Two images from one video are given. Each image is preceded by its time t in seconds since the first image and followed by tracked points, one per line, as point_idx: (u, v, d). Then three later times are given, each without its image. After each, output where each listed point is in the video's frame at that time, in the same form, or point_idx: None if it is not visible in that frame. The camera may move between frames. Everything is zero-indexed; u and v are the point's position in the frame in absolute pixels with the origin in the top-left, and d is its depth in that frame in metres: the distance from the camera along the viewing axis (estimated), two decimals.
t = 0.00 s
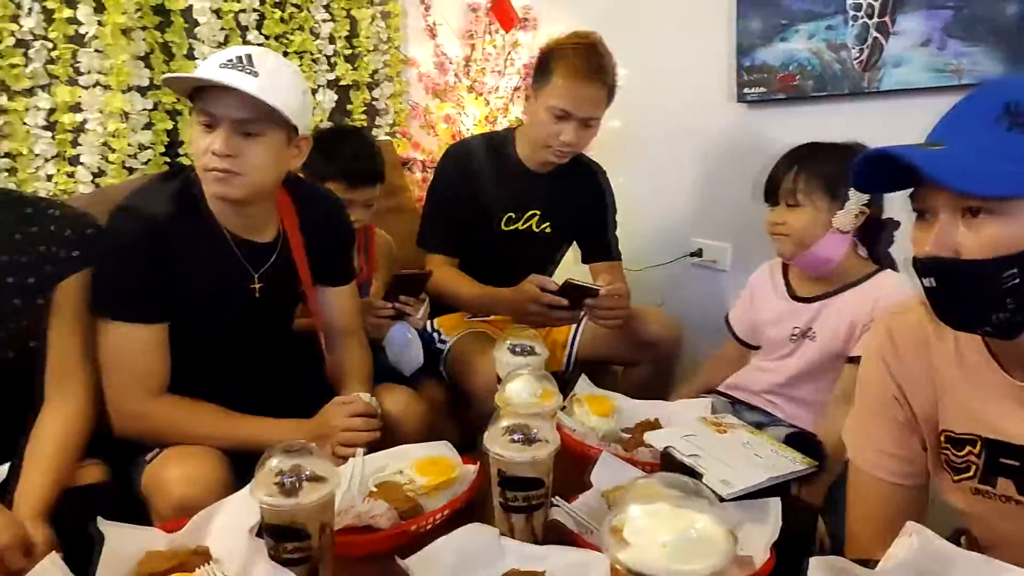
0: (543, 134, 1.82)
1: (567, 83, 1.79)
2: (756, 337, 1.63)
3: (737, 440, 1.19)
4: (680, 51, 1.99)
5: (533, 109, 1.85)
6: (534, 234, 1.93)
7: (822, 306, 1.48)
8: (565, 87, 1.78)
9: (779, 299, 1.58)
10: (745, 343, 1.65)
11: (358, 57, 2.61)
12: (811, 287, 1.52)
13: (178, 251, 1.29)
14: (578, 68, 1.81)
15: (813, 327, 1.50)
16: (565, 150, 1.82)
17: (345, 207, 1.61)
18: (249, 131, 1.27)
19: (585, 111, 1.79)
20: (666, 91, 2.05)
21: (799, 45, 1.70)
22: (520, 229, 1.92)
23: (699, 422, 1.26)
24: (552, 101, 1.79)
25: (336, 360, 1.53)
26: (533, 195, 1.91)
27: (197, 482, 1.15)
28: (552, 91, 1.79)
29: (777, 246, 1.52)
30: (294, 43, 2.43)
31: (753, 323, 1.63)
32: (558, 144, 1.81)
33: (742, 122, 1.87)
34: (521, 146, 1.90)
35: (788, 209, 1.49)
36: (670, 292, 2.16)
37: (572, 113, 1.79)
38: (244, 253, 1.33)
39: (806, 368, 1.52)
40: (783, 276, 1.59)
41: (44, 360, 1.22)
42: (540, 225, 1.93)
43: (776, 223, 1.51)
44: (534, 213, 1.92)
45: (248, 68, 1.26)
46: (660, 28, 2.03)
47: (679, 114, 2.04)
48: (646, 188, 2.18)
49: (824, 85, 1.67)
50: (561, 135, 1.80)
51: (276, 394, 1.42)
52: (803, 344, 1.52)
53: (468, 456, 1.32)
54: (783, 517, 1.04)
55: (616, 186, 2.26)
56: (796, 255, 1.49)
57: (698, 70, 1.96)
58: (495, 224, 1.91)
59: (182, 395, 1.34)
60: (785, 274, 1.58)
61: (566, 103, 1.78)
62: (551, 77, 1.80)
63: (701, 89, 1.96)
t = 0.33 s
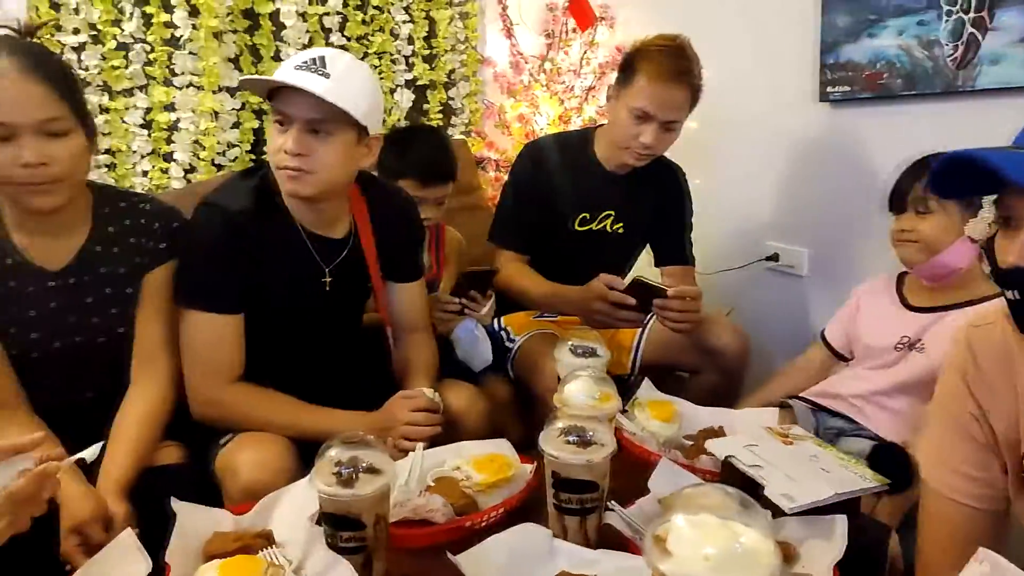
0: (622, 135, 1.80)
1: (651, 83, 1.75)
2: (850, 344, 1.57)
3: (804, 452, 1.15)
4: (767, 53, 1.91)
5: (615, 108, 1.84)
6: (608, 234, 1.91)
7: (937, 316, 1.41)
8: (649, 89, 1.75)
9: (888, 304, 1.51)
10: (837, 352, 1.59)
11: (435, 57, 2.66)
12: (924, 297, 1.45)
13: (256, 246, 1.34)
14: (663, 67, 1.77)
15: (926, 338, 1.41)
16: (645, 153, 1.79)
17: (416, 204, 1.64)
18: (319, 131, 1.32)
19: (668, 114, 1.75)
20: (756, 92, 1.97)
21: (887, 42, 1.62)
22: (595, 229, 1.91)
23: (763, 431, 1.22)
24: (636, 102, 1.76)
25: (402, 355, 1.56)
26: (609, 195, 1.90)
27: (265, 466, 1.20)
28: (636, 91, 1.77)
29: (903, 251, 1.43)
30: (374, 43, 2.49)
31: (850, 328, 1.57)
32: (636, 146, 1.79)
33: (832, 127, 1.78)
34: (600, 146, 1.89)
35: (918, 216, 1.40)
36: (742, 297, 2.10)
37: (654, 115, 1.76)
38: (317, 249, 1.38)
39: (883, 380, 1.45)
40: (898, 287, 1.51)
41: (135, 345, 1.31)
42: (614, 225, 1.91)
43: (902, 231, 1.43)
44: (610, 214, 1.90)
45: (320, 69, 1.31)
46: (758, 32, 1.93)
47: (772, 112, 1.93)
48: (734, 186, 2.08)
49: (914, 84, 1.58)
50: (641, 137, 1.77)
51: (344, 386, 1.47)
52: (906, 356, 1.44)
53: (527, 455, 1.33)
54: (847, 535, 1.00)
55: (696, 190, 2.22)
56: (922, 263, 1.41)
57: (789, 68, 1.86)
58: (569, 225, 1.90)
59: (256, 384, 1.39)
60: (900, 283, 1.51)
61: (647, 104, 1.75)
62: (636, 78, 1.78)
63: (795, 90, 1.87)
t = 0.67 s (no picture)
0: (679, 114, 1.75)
1: (710, 64, 1.71)
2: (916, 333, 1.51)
3: (857, 451, 1.12)
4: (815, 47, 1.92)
5: (674, 93, 1.80)
6: (670, 222, 1.88)
7: (1011, 309, 1.35)
8: (710, 66, 1.70)
9: (962, 296, 1.44)
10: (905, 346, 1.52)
11: (499, 43, 2.64)
12: (1006, 292, 1.37)
13: (316, 229, 1.39)
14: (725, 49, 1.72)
15: (997, 330, 1.35)
16: (702, 133, 1.74)
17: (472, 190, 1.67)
18: (376, 118, 1.35)
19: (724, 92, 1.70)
20: (803, 87, 1.98)
21: (969, 24, 1.54)
22: (656, 216, 1.88)
23: (815, 426, 1.20)
24: (696, 81, 1.72)
25: (455, 339, 1.59)
26: (672, 181, 1.86)
27: (321, 441, 1.25)
28: (696, 71, 1.73)
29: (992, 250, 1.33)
30: (439, 30, 2.49)
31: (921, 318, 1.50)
32: (693, 127, 1.75)
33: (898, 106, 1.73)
34: (662, 132, 1.85)
35: (1016, 210, 1.29)
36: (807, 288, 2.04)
37: (710, 94, 1.71)
38: (375, 232, 1.42)
39: (946, 379, 1.40)
40: (972, 278, 1.45)
41: (204, 320, 1.38)
42: (677, 212, 1.88)
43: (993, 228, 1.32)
44: (671, 200, 1.87)
45: (377, 58, 1.35)
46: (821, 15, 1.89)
47: (844, 101, 1.87)
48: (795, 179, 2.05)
49: (997, 69, 1.50)
50: (697, 117, 1.73)
51: (398, 366, 1.51)
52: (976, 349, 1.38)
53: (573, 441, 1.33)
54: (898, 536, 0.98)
55: (762, 176, 2.16)
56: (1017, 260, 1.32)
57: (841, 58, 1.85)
58: (628, 212, 1.88)
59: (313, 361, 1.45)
60: (976, 278, 1.44)
61: (707, 84, 1.71)
62: (694, 59, 1.74)
63: (846, 78, 1.85)
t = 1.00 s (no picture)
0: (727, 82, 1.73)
1: (758, 28, 1.66)
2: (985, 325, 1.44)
3: (898, 437, 1.09)
4: (881, 21, 1.85)
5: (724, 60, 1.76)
6: (726, 197, 1.83)
7: None
8: (758, 30, 1.66)
9: None
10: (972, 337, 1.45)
11: (556, 11, 2.48)
12: None
13: (366, 200, 1.42)
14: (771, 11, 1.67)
15: None
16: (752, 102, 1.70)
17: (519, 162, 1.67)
18: (425, 90, 1.36)
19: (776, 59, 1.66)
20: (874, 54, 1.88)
21: None
22: (711, 191, 1.83)
23: (859, 412, 1.16)
24: (743, 46, 1.69)
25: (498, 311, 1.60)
26: (728, 153, 1.81)
27: (365, 405, 1.29)
28: (745, 35, 1.68)
29: None
30: None
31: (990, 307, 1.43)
32: (739, 95, 1.71)
33: (955, 83, 1.69)
34: (716, 101, 1.79)
35: None
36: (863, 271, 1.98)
37: (756, 59, 1.68)
38: (423, 204, 1.45)
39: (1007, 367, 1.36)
40: None
41: (259, 286, 1.44)
42: (732, 186, 1.83)
43: None
44: (727, 174, 1.82)
45: (427, 28, 1.35)
46: None
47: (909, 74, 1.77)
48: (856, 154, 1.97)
49: None
50: (742, 84, 1.69)
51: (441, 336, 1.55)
52: None
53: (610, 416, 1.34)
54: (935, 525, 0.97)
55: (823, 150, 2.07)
56: None
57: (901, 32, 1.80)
58: (684, 187, 1.83)
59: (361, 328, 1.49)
60: None
61: (753, 49, 1.67)
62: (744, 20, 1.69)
63: (914, 47, 1.77)
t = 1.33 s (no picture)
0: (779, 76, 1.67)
1: (812, 21, 1.57)
2: None
3: (922, 436, 1.08)
4: None
5: (775, 50, 1.68)
6: (769, 184, 1.81)
7: None
8: (811, 26, 1.57)
9: None
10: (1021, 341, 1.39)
11: None
12: None
13: (404, 184, 1.46)
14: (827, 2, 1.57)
15: None
16: (805, 94, 1.65)
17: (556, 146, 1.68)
18: (461, 78, 1.38)
19: (830, 54, 1.59)
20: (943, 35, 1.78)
21: None
22: (754, 178, 1.81)
23: (885, 408, 1.15)
24: (795, 42, 1.61)
25: (531, 294, 1.63)
26: (772, 139, 1.78)
27: (400, 383, 1.34)
28: (795, 30, 1.60)
29: None
30: None
31: None
32: (796, 90, 1.66)
33: None
34: (764, 90, 1.75)
35: None
36: (910, 261, 1.92)
37: (813, 56, 1.60)
38: (460, 188, 1.47)
39: None
40: None
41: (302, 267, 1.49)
42: (776, 173, 1.80)
43: None
44: (771, 160, 1.78)
45: (464, 17, 1.36)
46: None
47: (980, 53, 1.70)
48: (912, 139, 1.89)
49: None
50: (800, 80, 1.64)
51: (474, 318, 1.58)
52: None
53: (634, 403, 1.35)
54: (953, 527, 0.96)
55: (875, 134, 2.00)
56: None
57: (969, 12, 1.71)
58: (727, 172, 1.81)
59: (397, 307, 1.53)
60: None
61: (808, 45, 1.59)
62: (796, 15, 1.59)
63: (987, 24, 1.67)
